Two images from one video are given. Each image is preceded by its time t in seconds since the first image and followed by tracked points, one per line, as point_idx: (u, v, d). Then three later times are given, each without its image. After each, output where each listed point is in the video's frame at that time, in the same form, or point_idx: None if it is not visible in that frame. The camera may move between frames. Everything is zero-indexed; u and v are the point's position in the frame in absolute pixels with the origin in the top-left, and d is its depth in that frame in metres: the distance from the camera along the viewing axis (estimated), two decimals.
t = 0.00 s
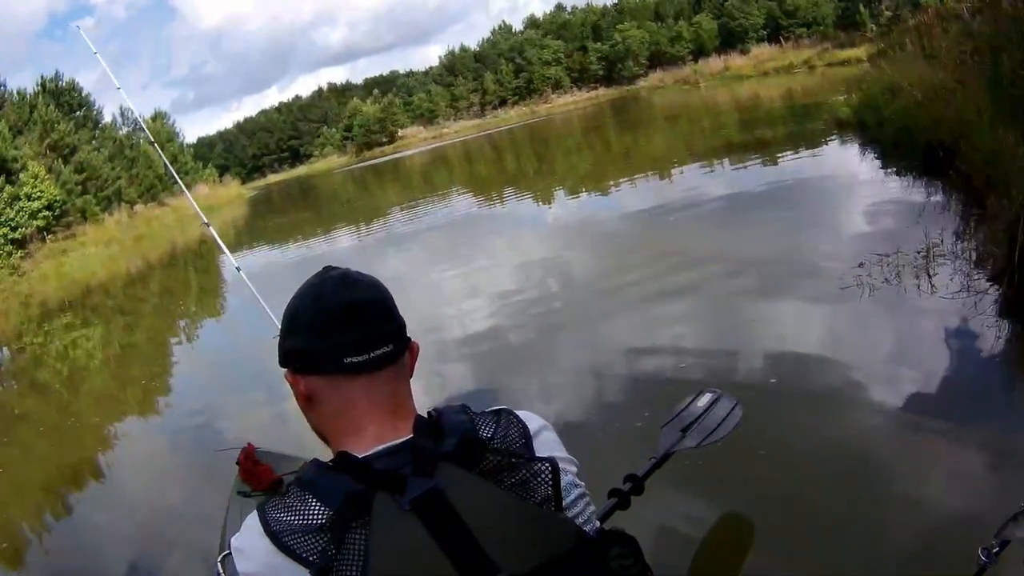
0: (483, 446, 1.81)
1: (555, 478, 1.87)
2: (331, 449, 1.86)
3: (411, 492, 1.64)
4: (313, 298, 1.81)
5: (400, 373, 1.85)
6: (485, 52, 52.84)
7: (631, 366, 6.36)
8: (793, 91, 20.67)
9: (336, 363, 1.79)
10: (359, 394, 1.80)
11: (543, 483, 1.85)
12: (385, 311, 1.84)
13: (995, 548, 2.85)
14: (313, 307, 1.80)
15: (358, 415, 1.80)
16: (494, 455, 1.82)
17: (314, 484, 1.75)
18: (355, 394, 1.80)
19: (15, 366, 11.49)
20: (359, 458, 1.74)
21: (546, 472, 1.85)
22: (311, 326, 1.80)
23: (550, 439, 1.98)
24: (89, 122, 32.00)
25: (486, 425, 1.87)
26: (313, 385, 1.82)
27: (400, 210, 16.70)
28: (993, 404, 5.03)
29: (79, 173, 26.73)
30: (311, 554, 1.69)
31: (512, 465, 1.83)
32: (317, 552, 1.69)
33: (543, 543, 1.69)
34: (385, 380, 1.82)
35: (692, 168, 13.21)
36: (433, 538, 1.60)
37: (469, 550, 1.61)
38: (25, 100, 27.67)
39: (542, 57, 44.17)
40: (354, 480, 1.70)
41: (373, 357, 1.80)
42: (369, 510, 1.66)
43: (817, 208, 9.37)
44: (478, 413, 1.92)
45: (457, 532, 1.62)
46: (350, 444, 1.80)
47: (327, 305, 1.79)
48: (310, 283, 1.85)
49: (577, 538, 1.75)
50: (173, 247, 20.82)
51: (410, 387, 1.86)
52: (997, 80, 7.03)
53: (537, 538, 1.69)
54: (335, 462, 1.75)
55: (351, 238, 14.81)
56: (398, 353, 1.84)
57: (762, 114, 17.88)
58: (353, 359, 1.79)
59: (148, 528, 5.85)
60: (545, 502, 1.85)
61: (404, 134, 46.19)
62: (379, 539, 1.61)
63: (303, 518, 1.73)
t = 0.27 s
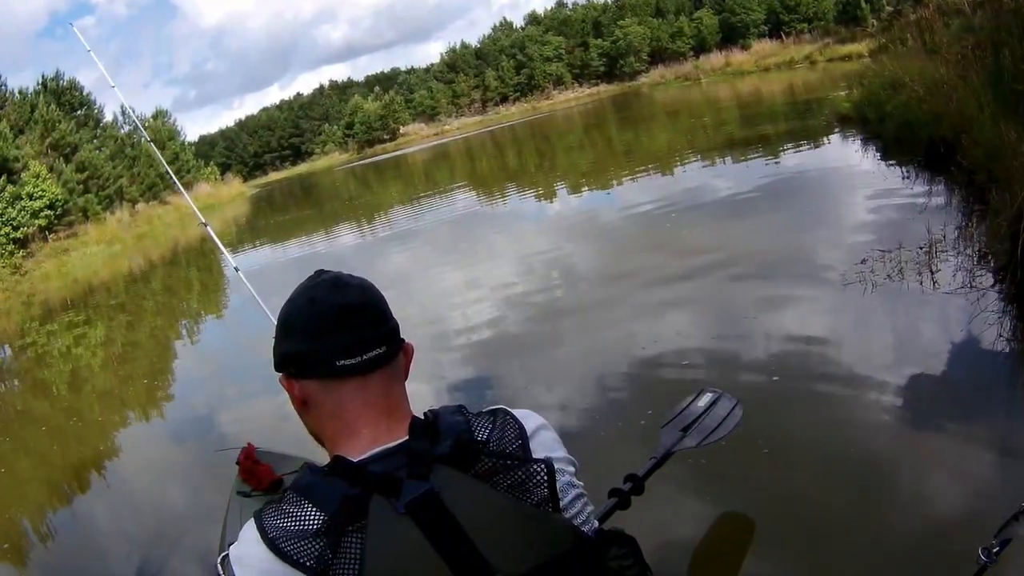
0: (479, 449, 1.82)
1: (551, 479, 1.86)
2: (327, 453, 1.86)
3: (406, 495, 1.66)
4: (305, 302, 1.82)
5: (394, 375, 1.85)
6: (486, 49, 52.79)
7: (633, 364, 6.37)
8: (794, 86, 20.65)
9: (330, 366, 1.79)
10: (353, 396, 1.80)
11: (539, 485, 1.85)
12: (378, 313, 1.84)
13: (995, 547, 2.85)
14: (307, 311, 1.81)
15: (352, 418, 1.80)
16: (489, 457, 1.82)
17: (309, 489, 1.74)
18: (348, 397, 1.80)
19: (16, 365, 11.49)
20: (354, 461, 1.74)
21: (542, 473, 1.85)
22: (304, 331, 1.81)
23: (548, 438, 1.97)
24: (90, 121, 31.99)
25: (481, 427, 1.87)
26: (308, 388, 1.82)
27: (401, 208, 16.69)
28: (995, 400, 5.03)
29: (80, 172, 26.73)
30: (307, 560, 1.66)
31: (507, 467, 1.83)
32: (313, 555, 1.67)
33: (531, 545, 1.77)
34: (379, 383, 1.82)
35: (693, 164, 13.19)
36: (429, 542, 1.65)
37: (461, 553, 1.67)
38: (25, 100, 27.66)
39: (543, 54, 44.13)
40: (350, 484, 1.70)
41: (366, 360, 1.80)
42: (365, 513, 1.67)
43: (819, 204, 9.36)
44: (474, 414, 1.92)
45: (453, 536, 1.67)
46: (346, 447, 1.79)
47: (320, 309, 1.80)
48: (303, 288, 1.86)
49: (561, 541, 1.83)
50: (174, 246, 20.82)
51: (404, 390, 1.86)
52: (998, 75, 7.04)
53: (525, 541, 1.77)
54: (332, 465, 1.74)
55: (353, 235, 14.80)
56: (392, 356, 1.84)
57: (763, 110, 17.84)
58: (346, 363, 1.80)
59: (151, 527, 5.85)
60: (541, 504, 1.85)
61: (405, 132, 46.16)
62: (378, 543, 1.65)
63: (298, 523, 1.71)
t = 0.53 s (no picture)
0: (481, 452, 1.80)
1: (554, 481, 1.84)
2: (330, 454, 1.85)
3: (408, 498, 1.66)
4: (309, 301, 1.81)
5: (397, 376, 1.84)
6: (489, 51, 52.85)
7: (636, 366, 6.36)
8: (797, 90, 20.63)
9: (332, 365, 1.79)
10: (356, 396, 1.79)
11: (542, 487, 1.84)
12: (382, 313, 1.84)
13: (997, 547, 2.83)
14: (310, 311, 1.81)
15: (355, 419, 1.79)
16: (492, 460, 1.81)
17: (311, 490, 1.73)
18: (351, 397, 1.79)
19: (18, 364, 11.50)
20: (356, 463, 1.73)
21: (545, 474, 1.83)
22: (307, 331, 1.81)
23: (551, 439, 1.95)
24: (93, 121, 32.02)
25: (484, 429, 1.85)
26: (311, 388, 1.82)
27: (403, 210, 16.70)
28: (998, 404, 5.01)
29: (83, 172, 26.76)
30: (308, 563, 1.66)
31: (510, 469, 1.82)
32: (314, 558, 1.66)
33: (534, 549, 1.77)
34: (383, 383, 1.81)
35: (696, 168, 13.18)
36: (432, 547, 1.65)
37: (463, 556, 1.68)
38: (28, 100, 27.69)
39: (546, 56, 44.17)
40: (352, 486, 1.69)
41: (369, 360, 1.80)
42: (366, 516, 1.67)
43: (822, 208, 9.35)
44: (477, 415, 1.91)
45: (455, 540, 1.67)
46: (349, 448, 1.78)
47: (323, 309, 1.80)
48: (307, 287, 1.86)
49: (564, 543, 1.82)
50: (176, 246, 20.82)
51: (408, 390, 1.85)
52: (1002, 80, 7.05)
53: (527, 545, 1.76)
54: (334, 467, 1.73)
55: (356, 237, 14.80)
56: (396, 356, 1.84)
57: (766, 114, 17.85)
58: (350, 363, 1.79)
59: (152, 527, 5.85)
60: (545, 506, 1.84)
61: (408, 134, 46.17)
62: (379, 547, 1.65)
63: (300, 525, 1.70)
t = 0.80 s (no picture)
0: (481, 454, 1.79)
1: (554, 482, 1.84)
2: (330, 455, 1.85)
3: (407, 499, 1.66)
4: (306, 303, 1.81)
5: (395, 377, 1.84)
6: (492, 55, 52.93)
7: (637, 369, 6.37)
8: (799, 95, 20.65)
9: (330, 367, 1.78)
10: (355, 398, 1.79)
11: (542, 488, 1.82)
12: (380, 314, 1.83)
13: (996, 545, 2.82)
14: (307, 312, 1.80)
15: (354, 420, 1.79)
16: (491, 461, 1.80)
17: (311, 492, 1.73)
18: (350, 398, 1.79)
19: (19, 364, 11.50)
20: (356, 465, 1.72)
21: (545, 475, 1.82)
22: (304, 332, 1.80)
23: (552, 438, 1.94)
24: (95, 121, 32.06)
25: (483, 430, 1.84)
26: (309, 391, 1.82)
27: (405, 213, 16.73)
28: (1000, 408, 5.02)
29: (85, 173, 26.82)
30: (308, 565, 1.65)
31: (510, 470, 1.81)
32: (313, 561, 1.65)
33: (533, 551, 1.77)
34: (381, 384, 1.81)
35: (698, 172, 13.19)
36: (432, 549, 1.65)
37: (462, 557, 1.67)
38: (31, 100, 27.74)
39: (549, 60, 44.24)
40: (351, 488, 1.69)
41: (367, 361, 1.79)
42: (366, 518, 1.66)
43: (823, 212, 9.36)
44: (477, 415, 1.90)
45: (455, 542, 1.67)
46: (348, 450, 1.78)
47: (321, 310, 1.79)
48: (304, 289, 1.86)
49: (563, 545, 1.82)
50: (178, 247, 20.85)
51: (407, 391, 1.85)
52: (1005, 85, 7.07)
53: (528, 549, 1.76)
54: (333, 469, 1.73)
55: (357, 239, 14.82)
56: (394, 357, 1.83)
57: (768, 118, 17.88)
58: (348, 365, 1.79)
59: (152, 526, 5.85)
60: (545, 507, 1.83)
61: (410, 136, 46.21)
62: (379, 549, 1.64)
63: (300, 527, 1.69)
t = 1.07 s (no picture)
0: (483, 454, 1.78)
1: (556, 483, 1.83)
2: (333, 455, 1.84)
3: (409, 500, 1.65)
4: (310, 302, 1.81)
5: (399, 376, 1.84)
6: (495, 60, 53.00)
7: (639, 374, 6.36)
8: (802, 103, 20.67)
9: (334, 366, 1.78)
10: (358, 397, 1.78)
11: (545, 488, 1.82)
12: (383, 314, 1.83)
13: (996, 544, 2.80)
14: (310, 312, 1.80)
15: (357, 420, 1.78)
16: (494, 462, 1.79)
17: (313, 492, 1.72)
18: (354, 398, 1.78)
19: (20, 364, 11.49)
20: (358, 465, 1.72)
21: (548, 476, 1.81)
22: (308, 331, 1.80)
23: (554, 439, 1.94)
24: (98, 121, 32.11)
25: (486, 430, 1.84)
26: (312, 390, 1.81)
27: (408, 216, 16.74)
28: (1002, 415, 5.01)
29: (87, 173, 26.84)
30: (310, 565, 1.64)
31: (512, 471, 1.80)
32: (314, 561, 1.64)
33: (535, 552, 1.77)
34: (384, 384, 1.80)
35: (700, 178, 13.19)
36: (434, 550, 1.64)
37: (462, 558, 1.66)
38: (35, 100, 27.79)
39: (553, 65, 44.28)
40: (354, 487, 1.68)
41: (371, 360, 1.79)
42: (368, 518, 1.66)
43: (826, 219, 9.36)
44: (479, 416, 1.89)
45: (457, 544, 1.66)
46: (351, 450, 1.77)
47: (324, 309, 1.79)
48: (308, 288, 1.85)
49: (565, 545, 1.82)
50: (180, 248, 20.87)
51: (410, 391, 1.84)
52: (1009, 92, 7.09)
53: (530, 549, 1.76)
54: (335, 469, 1.72)
55: (359, 243, 14.82)
56: (397, 357, 1.83)
57: (772, 125, 17.87)
58: (352, 364, 1.78)
59: (151, 526, 5.85)
60: (547, 508, 1.82)
61: (413, 140, 46.25)
62: (381, 549, 1.64)
63: (301, 528, 1.68)
